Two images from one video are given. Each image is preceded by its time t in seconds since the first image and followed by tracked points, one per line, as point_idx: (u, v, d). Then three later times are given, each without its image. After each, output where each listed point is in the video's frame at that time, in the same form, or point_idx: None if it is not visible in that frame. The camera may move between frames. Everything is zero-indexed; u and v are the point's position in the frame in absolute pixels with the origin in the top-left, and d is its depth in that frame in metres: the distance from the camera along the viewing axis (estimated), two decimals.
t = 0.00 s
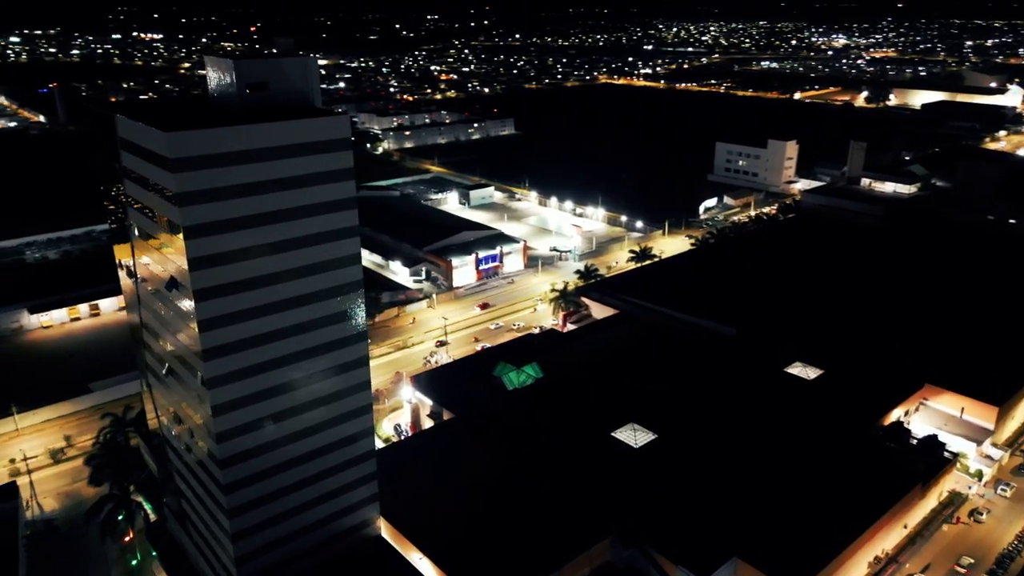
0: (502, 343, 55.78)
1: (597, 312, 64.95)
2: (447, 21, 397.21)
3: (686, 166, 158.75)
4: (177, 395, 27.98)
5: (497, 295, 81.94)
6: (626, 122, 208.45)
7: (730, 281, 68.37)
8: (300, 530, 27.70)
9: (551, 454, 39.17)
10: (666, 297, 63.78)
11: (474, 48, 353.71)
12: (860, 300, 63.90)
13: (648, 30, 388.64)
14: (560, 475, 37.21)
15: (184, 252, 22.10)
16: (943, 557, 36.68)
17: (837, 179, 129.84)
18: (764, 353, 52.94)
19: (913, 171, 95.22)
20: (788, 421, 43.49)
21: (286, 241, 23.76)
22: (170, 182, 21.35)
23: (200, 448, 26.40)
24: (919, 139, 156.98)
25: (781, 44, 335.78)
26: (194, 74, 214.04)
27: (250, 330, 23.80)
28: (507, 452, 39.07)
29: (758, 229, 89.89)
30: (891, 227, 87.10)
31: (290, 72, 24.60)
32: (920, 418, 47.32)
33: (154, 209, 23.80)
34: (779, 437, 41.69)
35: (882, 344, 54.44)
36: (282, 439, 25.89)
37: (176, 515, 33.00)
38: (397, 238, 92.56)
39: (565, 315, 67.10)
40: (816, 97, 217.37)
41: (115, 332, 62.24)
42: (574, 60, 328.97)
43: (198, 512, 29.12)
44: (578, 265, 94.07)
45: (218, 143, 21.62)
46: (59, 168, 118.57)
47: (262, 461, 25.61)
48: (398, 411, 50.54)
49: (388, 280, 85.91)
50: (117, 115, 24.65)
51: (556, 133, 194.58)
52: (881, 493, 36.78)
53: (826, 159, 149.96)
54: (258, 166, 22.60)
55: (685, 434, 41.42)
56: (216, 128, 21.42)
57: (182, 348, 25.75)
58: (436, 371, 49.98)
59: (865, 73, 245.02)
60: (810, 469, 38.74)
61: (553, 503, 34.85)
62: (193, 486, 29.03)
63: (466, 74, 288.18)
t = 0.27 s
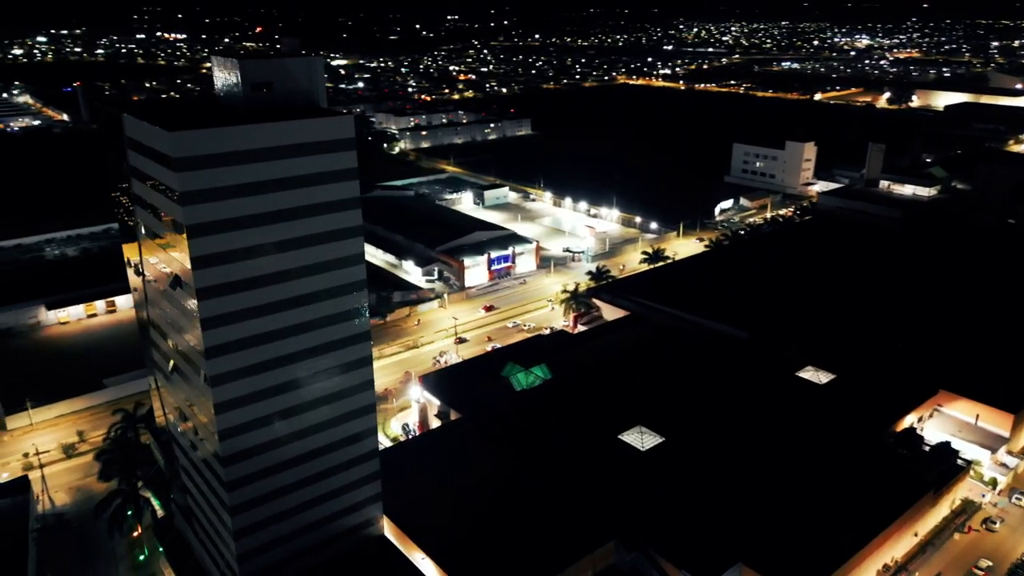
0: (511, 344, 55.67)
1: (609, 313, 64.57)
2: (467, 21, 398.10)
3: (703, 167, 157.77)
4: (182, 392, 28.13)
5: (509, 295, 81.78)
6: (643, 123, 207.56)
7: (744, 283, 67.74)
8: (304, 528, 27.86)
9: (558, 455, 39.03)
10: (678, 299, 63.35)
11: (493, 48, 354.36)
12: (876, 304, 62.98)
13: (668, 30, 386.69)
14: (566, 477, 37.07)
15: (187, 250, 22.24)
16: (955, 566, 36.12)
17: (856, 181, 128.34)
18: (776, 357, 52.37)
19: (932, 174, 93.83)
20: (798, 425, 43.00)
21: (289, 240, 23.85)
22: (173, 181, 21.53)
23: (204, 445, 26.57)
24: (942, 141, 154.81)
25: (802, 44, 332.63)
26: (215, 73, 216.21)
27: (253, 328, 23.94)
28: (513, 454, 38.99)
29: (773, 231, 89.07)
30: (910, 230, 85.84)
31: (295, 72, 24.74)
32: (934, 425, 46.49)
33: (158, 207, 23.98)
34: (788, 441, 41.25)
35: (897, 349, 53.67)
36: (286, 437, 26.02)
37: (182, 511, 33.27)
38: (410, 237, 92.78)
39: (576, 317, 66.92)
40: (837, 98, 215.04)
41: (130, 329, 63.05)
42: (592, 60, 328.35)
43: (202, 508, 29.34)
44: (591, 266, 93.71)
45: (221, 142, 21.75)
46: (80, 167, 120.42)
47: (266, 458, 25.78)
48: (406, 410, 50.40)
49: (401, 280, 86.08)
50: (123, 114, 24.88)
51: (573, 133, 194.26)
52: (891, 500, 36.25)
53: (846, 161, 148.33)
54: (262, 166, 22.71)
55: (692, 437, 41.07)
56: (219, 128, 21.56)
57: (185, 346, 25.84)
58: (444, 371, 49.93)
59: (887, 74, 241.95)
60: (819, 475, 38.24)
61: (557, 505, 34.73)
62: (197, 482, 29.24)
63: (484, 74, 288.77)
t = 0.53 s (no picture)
0: (520, 345, 55.60)
1: (619, 315, 64.30)
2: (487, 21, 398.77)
3: (720, 168, 156.69)
4: (188, 390, 28.32)
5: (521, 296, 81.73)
6: (661, 124, 206.62)
7: (757, 286, 67.11)
8: (306, 525, 27.96)
9: (563, 457, 38.93)
10: (689, 302, 62.93)
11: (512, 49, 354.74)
12: (891, 307, 62.16)
13: (688, 30, 384.06)
14: (571, 479, 37.00)
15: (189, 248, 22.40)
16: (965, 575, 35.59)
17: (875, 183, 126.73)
18: (787, 360, 51.79)
19: (952, 176, 92.32)
20: (808, 430, 42.58)
21: (292, 240, 23.94)
22: (177, 180, 21.70)
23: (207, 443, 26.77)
24: (964, 143, 152.45)
25: (824, 44, 329.34)
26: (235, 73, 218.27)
27: (257, 327, 24.07)
28: (518, 454, 38.94)
29: (789, 233, 88.21)
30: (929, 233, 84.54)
31: (300, 72, 24.85)
32: (948, 431, 45.56)
33: (164, 206, 24.18)
34: (797, 446, 40.82)
35: (911, 354, 52.91)
36: (288, 436, 26.13)
37: (189, 508, 33.58)
38: (423, 238, 92.99)
39: (586, 318, 66.72)
40: (858, 99, 212.54)
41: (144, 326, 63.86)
42: (611, 60, 327.62)
43: (207, 505, 29.56)
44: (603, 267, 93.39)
45: (224, 142, 21.88)
46: (101, 166, 122.25)
47: (267, 456, 25.90)
48: (414, 410, 50.69)
49: (413, 279, 86.30)
50: (131, 113, 25.12)
51: (590, 134, 193.83)
52: (900, 507, 35.76)
53: (866, 163, 146.58)
54: (264, 165, 22.80)
55: (700, 441, 40.77)
56: (222, 127, 21.67)
57: (190, 344, 25.98)
58: (452, 372, 49.99)
59: (910, 75, 238.74)
60: (827, 480, 37.85)
61: (560, 507, 34.66)
62: (203, 479, 29.48)
63: (502, 74, 289.12)
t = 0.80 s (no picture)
0: (529, 346, 55.44)
1: (630, 316, 63.98)
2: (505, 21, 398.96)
3: (737, 170, 155.54)
4: (193, 389, 28.47)
5: (532, 297, 81.57)
6: (678, 124, 205.51)
7: (770, 289, 66.48)
8: (308, 524, 28.07)
9: (568, 459, 38.79)
10: (700, 304, 62.50)
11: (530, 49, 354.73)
12: (906, 311, 61.31)
13: (707, 29, 381.78)
14: (575, 481, 36.86)
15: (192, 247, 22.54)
16: None
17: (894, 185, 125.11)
18: (798, 364, 51.21)
19: (972, 179, 90.80)
20: (817, 435, 42.06)
21: (293, 239, 23.99)
22: (180, 179, 21.86)
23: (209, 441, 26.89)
24: (988, 145, 150.00)
25: (846, 45, 325.64)
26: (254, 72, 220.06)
27: (259, 325, 24.18)
28: (523, 456, 38.82)
29: (804, 235, 87.33)
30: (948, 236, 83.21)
31: (305, 72, 24.99)
32: (960, 438, 45.25)
33: (168, 205, 24.35)
34: (805, 451, 40.38)
35: (925, 360, 52.11)
36: (291, 434, 26.25)
37: (195, 505, 33.78)
38: (435, 238, 93.11)
39: (596, 319, 66.42)
40: (879, 100, 209.89)
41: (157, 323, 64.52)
42: (629, 60, 326.61)
43: (210, 502, 29.75)
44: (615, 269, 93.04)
45: (226, 141, 21.99)
46: (120, 165, 123.74)
47: (270, 454, 26.01)
48: (421, 410, 50.64)
49: (424, 279, 86.44)
50: (137, 113, 25.35)
51: (606, 134, 193.24)
52: (908, 514, 35.27)
53: (886, 165, 144.78)
54: (267, 165, 22.90)
55: (707, 444, 40.43)
56: (224, 127, 21.77)
57: (193, 343, 26.09)
58: (460, 372, 49.95)
59: (933, 75, 235.42)
60: (835, 486, 37.37)
61: (563, 510, 34.51)
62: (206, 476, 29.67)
63: (519, 75, 289.15)
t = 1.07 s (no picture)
0: (536, 347, 55.36)
1: (639, 318, 63.80)
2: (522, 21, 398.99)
3: (753, 171, 154.40)
4: (195, 388, 28.68)
5: (542, 297, 81.52)
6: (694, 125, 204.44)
7: (782, 291, 65.91)
8: (308, 522, 28.17)
9: (572, 461, 38.67)
10: (710, 306, 62.13)
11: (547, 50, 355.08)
12: (920, 314, 60.53)
13: (726, 30, 379.79)
14: (578, 482, 36.80)
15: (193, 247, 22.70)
16: None
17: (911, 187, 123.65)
18: (808, 368, 50.67)
19: (991, 181, 89.46)
20: (825, 439, 41.58)
21: (294, 239, 24.07)
22: (182, 178, 21.98)
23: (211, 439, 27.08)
24: (1009, 148, 147.74)
25: (866, 45, 322.05)
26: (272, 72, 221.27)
27: (260, 324, 24.29)
28: (526, 457, 38.73)
29: (818, 237, 86.54)
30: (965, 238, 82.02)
31: (307, 72, 25.06)
32: (972, 445, 45.03)
33: (171, 203, 24.49)
34: (813, 455, 40.03)
35: (938, 365, 51.37)
36: (292, 432, 26.36)
37: (199, 503, 33.99)
38: (446, 237, 93.22)
39: (606, 320, 66.28)
40: (898, 101, 207.42)
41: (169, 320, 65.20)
42: (646, 61, 325.47)
43: (213, 499, 29.95)
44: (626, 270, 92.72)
45: (228, 140, 22.08)
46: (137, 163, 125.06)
47: (270, 453, 26.14)
48: (428, 410, 51.01)
49: (435, 279, 86.63)
50: (143, 114, 25.53)
51: (621, 135, 192.65)
52: (916, 521, 34.81)
53: (904, 167, 143.02)
54: (268, 165, 22.98)
55: (712, 448, 40.10)
56: (225, 127, 21.90)
57: (196, 342, 26.28)
58: (466, 372, 49.99)
59: (954, 76, 232.39)
60: (841, 492, 36.92)
61: (566, 513, 34.37)
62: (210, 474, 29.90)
63: (535, 74, 289.12)
